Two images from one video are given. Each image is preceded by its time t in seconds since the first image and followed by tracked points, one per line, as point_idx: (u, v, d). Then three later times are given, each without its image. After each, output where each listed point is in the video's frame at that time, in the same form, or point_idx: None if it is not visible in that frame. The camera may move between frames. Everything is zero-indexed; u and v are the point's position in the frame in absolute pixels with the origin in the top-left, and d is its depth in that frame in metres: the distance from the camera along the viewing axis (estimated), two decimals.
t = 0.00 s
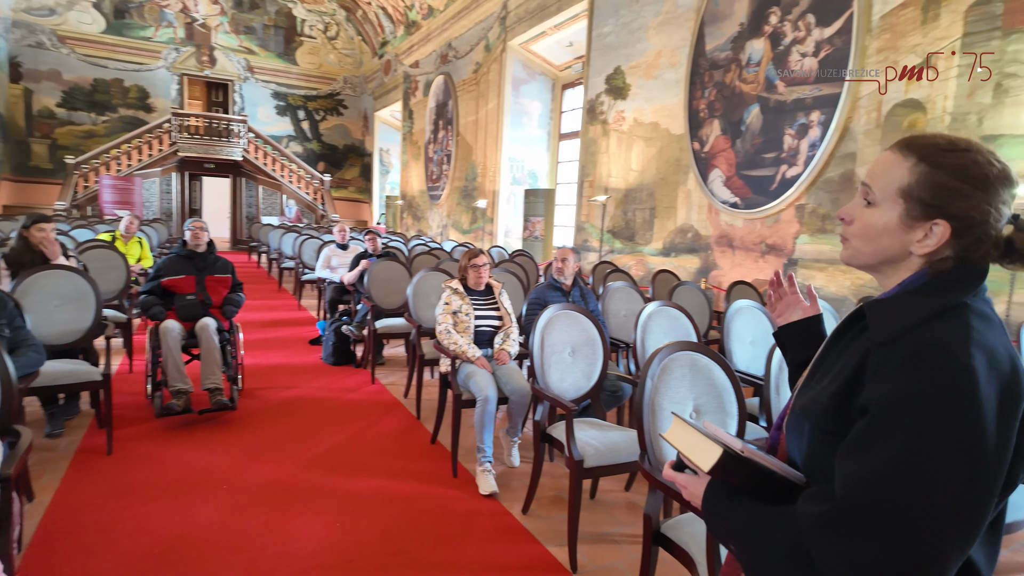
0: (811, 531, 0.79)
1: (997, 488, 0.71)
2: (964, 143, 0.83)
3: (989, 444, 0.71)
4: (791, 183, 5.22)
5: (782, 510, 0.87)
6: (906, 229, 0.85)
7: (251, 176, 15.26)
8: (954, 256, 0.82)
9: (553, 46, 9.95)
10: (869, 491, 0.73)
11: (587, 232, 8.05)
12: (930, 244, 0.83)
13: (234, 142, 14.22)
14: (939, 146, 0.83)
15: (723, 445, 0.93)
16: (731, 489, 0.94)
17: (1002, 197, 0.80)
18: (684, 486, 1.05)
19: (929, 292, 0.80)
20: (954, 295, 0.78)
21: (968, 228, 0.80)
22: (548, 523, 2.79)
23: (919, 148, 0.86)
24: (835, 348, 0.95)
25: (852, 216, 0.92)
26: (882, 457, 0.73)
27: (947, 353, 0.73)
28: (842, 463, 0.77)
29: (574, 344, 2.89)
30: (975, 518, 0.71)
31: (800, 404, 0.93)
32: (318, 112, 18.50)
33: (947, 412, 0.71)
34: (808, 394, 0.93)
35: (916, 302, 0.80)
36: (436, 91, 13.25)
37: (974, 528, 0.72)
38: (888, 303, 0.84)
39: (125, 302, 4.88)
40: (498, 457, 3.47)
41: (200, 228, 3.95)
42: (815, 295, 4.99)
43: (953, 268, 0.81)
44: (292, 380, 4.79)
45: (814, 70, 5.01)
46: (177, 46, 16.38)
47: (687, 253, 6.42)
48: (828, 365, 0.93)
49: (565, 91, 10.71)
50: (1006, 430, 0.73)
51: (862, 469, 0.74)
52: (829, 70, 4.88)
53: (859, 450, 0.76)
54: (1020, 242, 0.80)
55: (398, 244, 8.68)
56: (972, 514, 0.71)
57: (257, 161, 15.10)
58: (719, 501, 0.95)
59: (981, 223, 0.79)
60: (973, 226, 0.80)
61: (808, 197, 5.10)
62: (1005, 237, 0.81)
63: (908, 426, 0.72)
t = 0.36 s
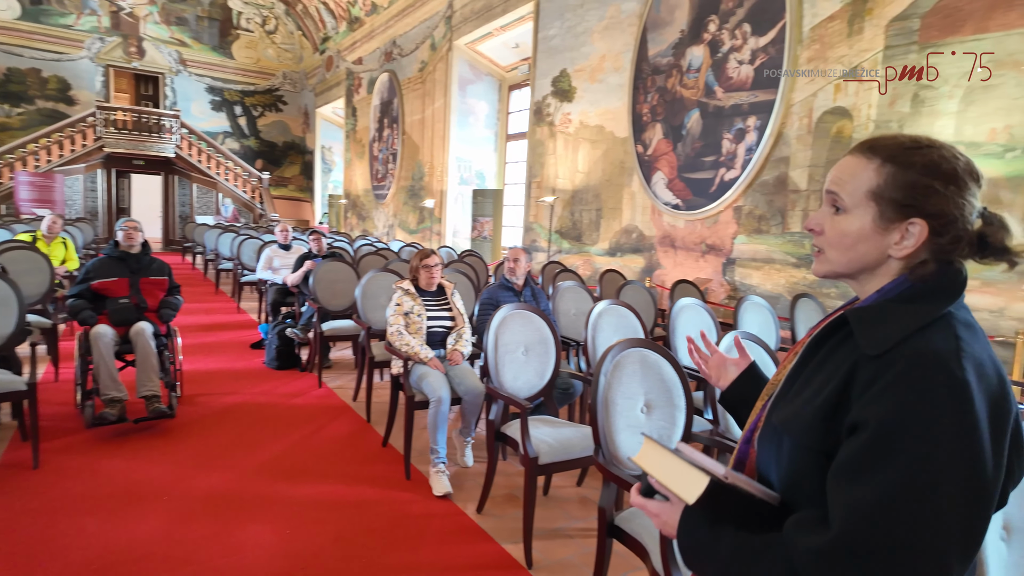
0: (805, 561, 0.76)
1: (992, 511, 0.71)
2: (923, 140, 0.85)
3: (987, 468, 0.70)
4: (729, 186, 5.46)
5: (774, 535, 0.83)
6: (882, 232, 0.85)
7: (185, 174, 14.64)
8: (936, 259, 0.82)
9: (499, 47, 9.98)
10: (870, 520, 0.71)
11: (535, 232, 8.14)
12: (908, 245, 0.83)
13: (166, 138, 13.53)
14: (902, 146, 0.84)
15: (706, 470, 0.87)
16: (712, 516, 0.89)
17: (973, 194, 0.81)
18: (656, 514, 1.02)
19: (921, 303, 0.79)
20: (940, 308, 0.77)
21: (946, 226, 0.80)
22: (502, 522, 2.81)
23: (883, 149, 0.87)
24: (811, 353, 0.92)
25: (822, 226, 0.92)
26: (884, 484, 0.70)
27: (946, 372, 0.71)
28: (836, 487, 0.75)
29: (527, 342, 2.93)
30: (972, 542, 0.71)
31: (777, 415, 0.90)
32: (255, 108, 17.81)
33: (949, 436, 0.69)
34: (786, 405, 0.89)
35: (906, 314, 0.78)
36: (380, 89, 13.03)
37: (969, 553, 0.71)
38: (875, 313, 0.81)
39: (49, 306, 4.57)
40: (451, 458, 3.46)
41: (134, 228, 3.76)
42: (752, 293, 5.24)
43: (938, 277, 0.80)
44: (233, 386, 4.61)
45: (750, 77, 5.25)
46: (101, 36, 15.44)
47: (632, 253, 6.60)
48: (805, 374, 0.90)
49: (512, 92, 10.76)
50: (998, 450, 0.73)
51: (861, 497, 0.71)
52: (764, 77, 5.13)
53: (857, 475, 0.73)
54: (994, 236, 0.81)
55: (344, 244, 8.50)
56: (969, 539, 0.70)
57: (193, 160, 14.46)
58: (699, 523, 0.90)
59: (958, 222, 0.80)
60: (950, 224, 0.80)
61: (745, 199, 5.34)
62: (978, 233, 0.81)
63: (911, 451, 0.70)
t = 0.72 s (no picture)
0: None
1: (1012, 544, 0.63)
2: (913, 133, 0.76)
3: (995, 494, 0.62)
4: (685, 185, 5.59)
5: None
6: (854, 235, 0.78)
7: (129, 169, 14.02)
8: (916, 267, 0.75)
9: (458, 44, 9.95)
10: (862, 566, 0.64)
11: (496, 230, 8.15)
12: (881, 251, 0.76)
13: (109, 132, 12.92)
14: (889, 139, 0.76)
15: (674, 516, 0.82)
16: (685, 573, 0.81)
17: (963, 200, 0.73)
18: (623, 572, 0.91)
19: (901, 309, 0.72)
20: (924, 314, 0.70)
21: (926, 232, 0.72)
22: (464, 521, 2.79)
23: (864, 141, 0.79)
24: (787, 372, 0.85)
25: (795, 224, 0.85)
26: (874, 526, 0.64)
27: (936, 389, 0.64)
28: (822, 531, 0.68)
29: (488, 339, 2.92)
30: None
31: (752, 450, 0.82)
32: (205, 102, 17.24)
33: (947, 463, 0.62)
34: (760, 439, 0.82)
35: (885, 325, 0.71)
36: (336, 84, 12.77)
37: None
38: (854, 326, 0.74)
39: None
40: (411, 458, 3.42)
41: (76, 225, 3.55)
42: (708, 290, 5.38)
43: (919, 286, 0.73)
44: (182, 390, 4.42)
45: (705, 79, 5.39)
46: (37, 23, 14.61)
47: (592, 252, 6.68)
48: (781, 397, 0.83)
49: (471, 90, 10.73)
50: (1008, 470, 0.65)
51: (849, 542, 0.65)
52: (719, 79, 5.27)
53: (848, 517, 0.65)
54: (983, 248, 0.74)
55: (300, 243, 8.30)
56: None
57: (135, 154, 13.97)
58: None
59: (940, 228, 0.72)
60: (931, 229, 0.72)
61: (700, 199, 5.48)
62: (968, 243, 0.75)
63: (902, 485, 0.63)
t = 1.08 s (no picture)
0: None
1: None
2: (886, 112, 0.77)
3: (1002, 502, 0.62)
4: (654, 184, 5.69)
5: None
6: (819, 215, 0.80)
7: (88, 164, 13.47)
8: (895, 259, 0.75)
9: (429, 40, 9.91)
10: None
11: (467, 228, 8.15)
12: (842, 229, 0.77)
13: (65, 125, 12.38)
14: (855, 120, 0.78)
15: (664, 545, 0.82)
16: None
17: (934, 171, 0.71)
18: None
19: (892, 313, 0.71)
20: (919, 315, 0.70)
21: (887, 208, 0.72)
22: (436, 516, 2.80)
23: (840, 126, 0.81)
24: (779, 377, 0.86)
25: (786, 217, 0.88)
26: (872, 549, 0.65)
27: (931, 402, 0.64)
28: (819, 552, 0.69)
29: (461, 336, 2.94)
30: None
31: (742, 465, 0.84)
32: (167, 95, 16.79)
33: (947, 477, 0.62)
34: (751, 451, 0.83)
35: (875, 332, 0.71)
36: (304, 78, 12.56)
37: None
38: (844, 331, 0.74)
39: None
40: (383, 456, 3.41)
41: (32, 220, 3.42)
42: (675, 287, 5.50)
43: (906, 281, 0.73)
44: (145, 389, 4.32)
45: (673, 80, 5.49)
46: None
47: (562, 249, 6.74)
48: (772, 406, 0.84)
49: (442, 86, 10.71)
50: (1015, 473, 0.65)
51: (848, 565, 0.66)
52: (686, 80, 5.38)
53: (853, 535, 0.66)
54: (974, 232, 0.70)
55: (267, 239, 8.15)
56: None
57: (94, 148, 13.44)
58: None
59: (902, 203, 0.71)
60: (897, 206, 0.71)
61: (668, 197, 5.59)
62: (958, 227, 0.71)
63: (898, 503, 0.63)
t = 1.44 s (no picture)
0: None
1: (959, 545, 0.69)
2: (882, 103, 0.80)
3: (944, 505, 0.67)
4: (632, 182, 5.77)
5: None
6: (813, 206, 0.85)
7: (57, 157, 13.12)
8: (885, 249, 0.78)
9: (408, 36, 9.86)
10: None
11: (448, 225, 8.15)
12: (834, 218, 0.81)
13: (34, 118, 12.00)
14: (848, 113, 0.82)
15: (619, 518, 0.92)
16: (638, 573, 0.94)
17: (924, 153, 0.74)
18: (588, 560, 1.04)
19: (865, 315, 0.75)
20: (893, 317, 0.73)
21: (875, 195, 0.76)
22: (417, 510, 2.83)
23: (834, 119, 0.85)
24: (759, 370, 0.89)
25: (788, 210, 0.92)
26: (816, 542, 0.70)
27: (884, 407, 0.68)
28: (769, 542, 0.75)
29: (441, 331, 2.96)
30: None
31: (717, 453, 0.89)
32: (141, 88, 16.45)
33: (889, 479, 0.68)
34: (727, 439, 0.88)
35: (845, 333, 0.75)
36: (281, 73, 12.39)
37: None
38: (817, 331, 0.78)
39: None
40: (363, 451, 3.42)
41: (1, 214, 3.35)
42: (652, 283, 5.58)
43: (895, 276, 0.77)
44: (120, 387, 4.25)
45: (651, 79, 5.57)
46: None
47: (542, 246, 6.79)
48: (749, 399, 0.87)
49: (421, 83, 10.67)
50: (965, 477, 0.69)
51: (795, 556, 0.72)
52: (664, 79, 5.46)
53: (799, 529, 0.72)
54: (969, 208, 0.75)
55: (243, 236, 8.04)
56: None
57: (66, 142, 13.05)
58: None
59: (889, 189, 0.75)
60: (884, 193, 0.75)
61: (646, 195, 5.67)
62: (959, 206, 0.73)
63: (843, 500, 0.69)
